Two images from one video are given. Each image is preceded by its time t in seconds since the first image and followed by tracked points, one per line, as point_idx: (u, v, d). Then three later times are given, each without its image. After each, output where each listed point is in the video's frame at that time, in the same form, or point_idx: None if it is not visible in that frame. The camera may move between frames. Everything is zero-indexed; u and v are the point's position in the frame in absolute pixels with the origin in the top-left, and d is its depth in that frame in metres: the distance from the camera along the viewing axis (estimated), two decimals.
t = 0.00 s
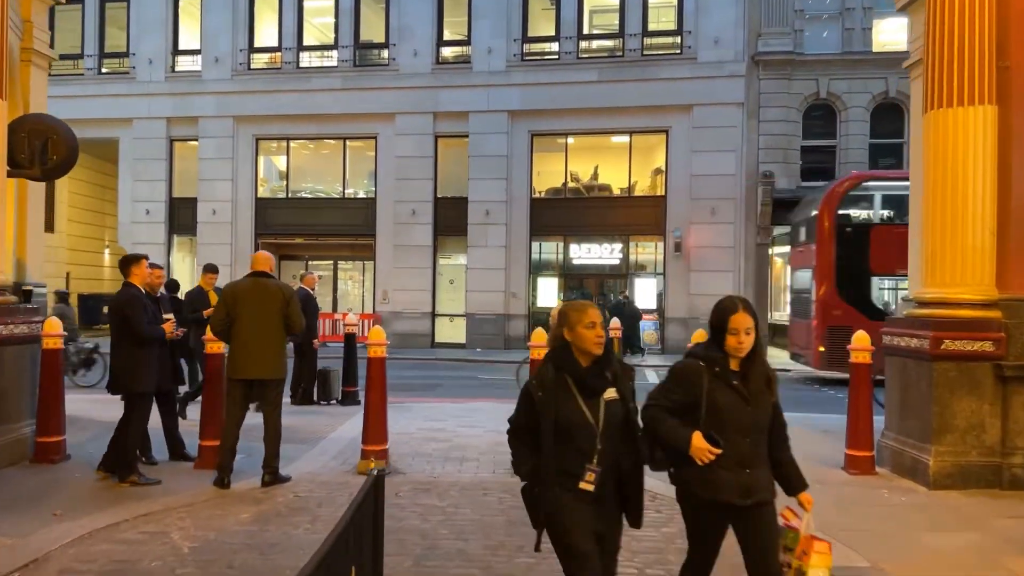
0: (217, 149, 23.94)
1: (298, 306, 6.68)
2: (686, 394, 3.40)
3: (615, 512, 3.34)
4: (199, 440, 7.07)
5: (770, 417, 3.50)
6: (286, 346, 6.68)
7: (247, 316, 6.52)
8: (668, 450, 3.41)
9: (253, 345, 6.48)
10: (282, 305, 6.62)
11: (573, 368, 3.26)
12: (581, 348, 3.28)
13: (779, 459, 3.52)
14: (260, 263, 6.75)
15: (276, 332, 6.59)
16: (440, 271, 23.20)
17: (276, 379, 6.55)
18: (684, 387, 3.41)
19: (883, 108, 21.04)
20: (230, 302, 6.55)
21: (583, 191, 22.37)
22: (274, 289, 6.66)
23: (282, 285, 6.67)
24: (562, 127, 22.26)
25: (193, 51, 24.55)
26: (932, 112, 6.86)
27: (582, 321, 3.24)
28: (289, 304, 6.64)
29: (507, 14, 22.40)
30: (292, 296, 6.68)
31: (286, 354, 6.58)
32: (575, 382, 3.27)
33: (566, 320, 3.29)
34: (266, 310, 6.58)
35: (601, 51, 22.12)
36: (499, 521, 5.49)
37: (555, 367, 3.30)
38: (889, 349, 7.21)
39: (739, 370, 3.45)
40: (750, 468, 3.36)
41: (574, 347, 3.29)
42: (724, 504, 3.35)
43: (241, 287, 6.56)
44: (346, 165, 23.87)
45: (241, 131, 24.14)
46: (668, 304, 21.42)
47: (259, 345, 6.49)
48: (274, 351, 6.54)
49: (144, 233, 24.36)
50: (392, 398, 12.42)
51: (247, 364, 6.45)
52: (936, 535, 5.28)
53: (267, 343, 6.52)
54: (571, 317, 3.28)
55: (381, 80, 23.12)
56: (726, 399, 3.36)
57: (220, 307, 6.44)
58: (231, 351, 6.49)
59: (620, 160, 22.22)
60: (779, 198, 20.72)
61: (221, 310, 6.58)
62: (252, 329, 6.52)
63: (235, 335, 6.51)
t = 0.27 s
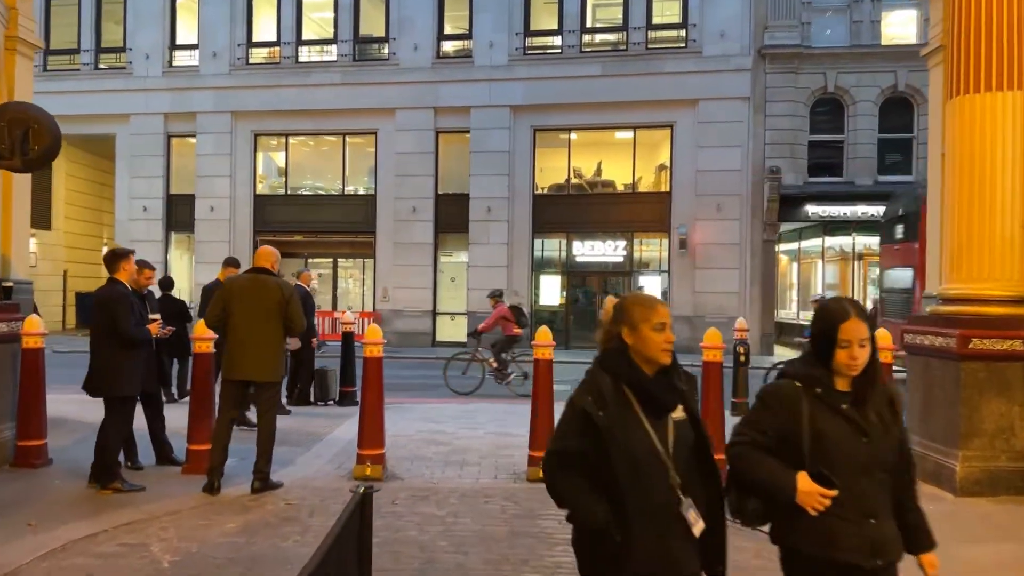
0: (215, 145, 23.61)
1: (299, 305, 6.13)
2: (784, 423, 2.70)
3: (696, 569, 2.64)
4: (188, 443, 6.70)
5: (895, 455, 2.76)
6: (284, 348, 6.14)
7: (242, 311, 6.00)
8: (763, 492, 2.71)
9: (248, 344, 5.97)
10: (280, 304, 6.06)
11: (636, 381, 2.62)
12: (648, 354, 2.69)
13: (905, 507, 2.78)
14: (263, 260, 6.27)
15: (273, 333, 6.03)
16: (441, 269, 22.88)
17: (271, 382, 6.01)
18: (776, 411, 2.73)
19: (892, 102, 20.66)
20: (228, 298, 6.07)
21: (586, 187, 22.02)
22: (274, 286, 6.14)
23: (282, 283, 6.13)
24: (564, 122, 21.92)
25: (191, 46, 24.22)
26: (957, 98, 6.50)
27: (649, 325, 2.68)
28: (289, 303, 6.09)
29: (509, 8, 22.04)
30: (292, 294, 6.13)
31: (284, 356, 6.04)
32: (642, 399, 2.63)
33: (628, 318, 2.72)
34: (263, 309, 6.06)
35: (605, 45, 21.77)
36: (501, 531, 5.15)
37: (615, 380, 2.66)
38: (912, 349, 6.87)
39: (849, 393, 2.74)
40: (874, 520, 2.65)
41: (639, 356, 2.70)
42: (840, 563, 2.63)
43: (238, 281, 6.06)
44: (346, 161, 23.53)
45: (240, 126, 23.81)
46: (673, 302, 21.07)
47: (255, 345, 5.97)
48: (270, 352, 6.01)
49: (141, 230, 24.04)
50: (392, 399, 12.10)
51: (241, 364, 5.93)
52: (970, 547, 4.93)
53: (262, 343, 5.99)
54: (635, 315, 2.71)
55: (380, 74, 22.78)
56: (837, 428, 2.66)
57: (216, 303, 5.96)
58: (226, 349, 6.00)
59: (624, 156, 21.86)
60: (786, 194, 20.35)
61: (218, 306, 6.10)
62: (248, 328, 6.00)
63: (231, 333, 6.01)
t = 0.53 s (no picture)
0: (212, 140, 23.28)
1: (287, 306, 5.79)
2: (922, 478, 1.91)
3: None
4: (175, 449, 6.34)
5: None
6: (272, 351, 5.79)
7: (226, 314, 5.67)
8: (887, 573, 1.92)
9: (234, 347, 5.62)
10: (267, 304, 5.72)
11: (734, 406, 1.83)
12: (748, 376, 1.92)
13: None
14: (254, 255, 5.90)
15: (260, 336, 5.69)
16: (441, 267, 22.56)
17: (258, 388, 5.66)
18: (902, 456, 1.94)
19: (900, 97, 20.29)
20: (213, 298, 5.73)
21: (588, 184, 21.68)
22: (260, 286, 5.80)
23: (270, 282, 5.79)
24: (566, 118, 21.57)
25: (188, 41, 23.89)
26: (983, 87, 6.40)
27: (755, 337, 1.92)
28: (276, 304, 5.75)
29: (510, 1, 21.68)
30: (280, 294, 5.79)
31: (271, 359, 5.69)
32: (737, 432, 1.85)
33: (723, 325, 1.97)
34: (249, 309, 5.72)
35: (607, 39, 21.42)
36: (501, 546, 4.81)
37: (701, 403, 1.87)
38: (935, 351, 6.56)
39: (1008, 438, 1.95)
40: None
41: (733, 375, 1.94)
42: None
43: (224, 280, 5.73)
44: (345, 158, 23.20)
45: (237, 122, 23.48)
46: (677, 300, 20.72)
47: (240, 349, 5.62)
48: (257, 355, 5.66)
49: (136, 228, 23.70)
50: (389, 400, 11.77)
51: (225, 369, 5.58)
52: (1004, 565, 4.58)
53: (248, 346, 5.64)
54: (735, 321, 1.96)
55: (380, 69, 22.43)
56: (990, 484, 1.84)
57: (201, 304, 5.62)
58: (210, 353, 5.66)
59: (628, 152, 21.52)
60: (792, 190, 19.98)
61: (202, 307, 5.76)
62: (233, 330, 5.65)
63: (216, 336, 5.67)
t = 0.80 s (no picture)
0: (208, 136, 22.97)
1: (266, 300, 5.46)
2: None
3: None
4: (155, 458, 5.99)
5: None
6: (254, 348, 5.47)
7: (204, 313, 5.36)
8: None
9: (213, 348, 5.31)
10: (244, 299, 5.40)
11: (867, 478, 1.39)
12: (903, 431, 1.46)
13: None
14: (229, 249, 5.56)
15: (240, 333, 5.37)
16: (440, 264, 22.24)
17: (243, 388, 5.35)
18: None
19: (907, 90, 19.89)
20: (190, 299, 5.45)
21: (588, 180, 21.36)
22: (237, 281, 5.48)
23: (246, 277, 5.46)
24: (567, 112, 21.24)
25: (183, 35, 23.57)
26: (1004, 69, 5.93)
27: (911, 373, 1.46)
28: (254, 298, 5.42)
29: None
30: (258, 288, 5.46)
31: (253, 357, 5.37)
32: (879, 520, 1.38)
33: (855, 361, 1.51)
34: (227, 307, 5.40)
35: (608, 32, 21.09)
36: (497, 561, 4.51)
37: (826, 464, 1.43)
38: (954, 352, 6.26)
39: None
40: None
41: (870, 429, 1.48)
42: None
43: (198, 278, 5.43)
44: (342, 153, 22.87)
45: (233, 117, 23.15)
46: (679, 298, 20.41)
47: (220, 348, 5.31)
48: (238, 354, 5.34)
49: (131, 224, 23.40)
50: (386, 400, 11.47)
51: (206, 371, 5.27)
52: None
53: (228, 345, 5.32)
54: (876, 353, 1.49)
55: (377, 63, 22.10)
56: None
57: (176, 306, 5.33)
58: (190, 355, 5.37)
59: (629, 148, 21.19)
60: (797, 186, 19.64)
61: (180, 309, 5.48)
62: (211, 330, 5.35)
63: (195, 337, 5.37)
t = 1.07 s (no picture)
0: (203, 133, 22.62)
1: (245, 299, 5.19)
2: None
3: None
4: (132, 466, 5.64)
5: None
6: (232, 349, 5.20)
7: (180, 314, 5.07)
8: None
9: (188, 350, 5.03)
10: (221, 298, 5.12)
11: None
12: None
13: None
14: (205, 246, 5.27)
15: (217, 335, 5.09)
16: (438, 262, 21.90)
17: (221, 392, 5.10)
18: None
19: (913, 86, 19.54)
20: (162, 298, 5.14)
21: (589, 177, 21.00)
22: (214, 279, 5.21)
23: (223, 274, 5.17)
24: (568, 108, 20.88)
25: (178, 30, 23.22)
26: None
27: None
28: (231, 297, 5.14)
29: None
30: (236, 285, 5.18)
31: (232, 360, 5.11)
32: None
33: None
34: (203, 306, 5.11)
35: (610, 27, 20.72)
36: None
37: None
38: (977, 356, 5.94)
39: None
40: None
41: None
42: None
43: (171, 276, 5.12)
44: (339, 150, 22.52)
45: (229, 114, 22.79)
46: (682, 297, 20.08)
47: (196, 350, 5.03)
48: (215, 356, 5.07)
49: (125, 222, 23.06)
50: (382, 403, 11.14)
51: (182, 374, 5.00)
52: None
53: (205, 347, 5.05)
54: None
55: (375, 59, 21.75)
56: None
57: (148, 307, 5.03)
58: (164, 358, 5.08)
59: (631, 145, 20.83)
60: (802, 183, 19.31)
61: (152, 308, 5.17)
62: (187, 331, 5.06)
63: (169, 338, 5.08)
